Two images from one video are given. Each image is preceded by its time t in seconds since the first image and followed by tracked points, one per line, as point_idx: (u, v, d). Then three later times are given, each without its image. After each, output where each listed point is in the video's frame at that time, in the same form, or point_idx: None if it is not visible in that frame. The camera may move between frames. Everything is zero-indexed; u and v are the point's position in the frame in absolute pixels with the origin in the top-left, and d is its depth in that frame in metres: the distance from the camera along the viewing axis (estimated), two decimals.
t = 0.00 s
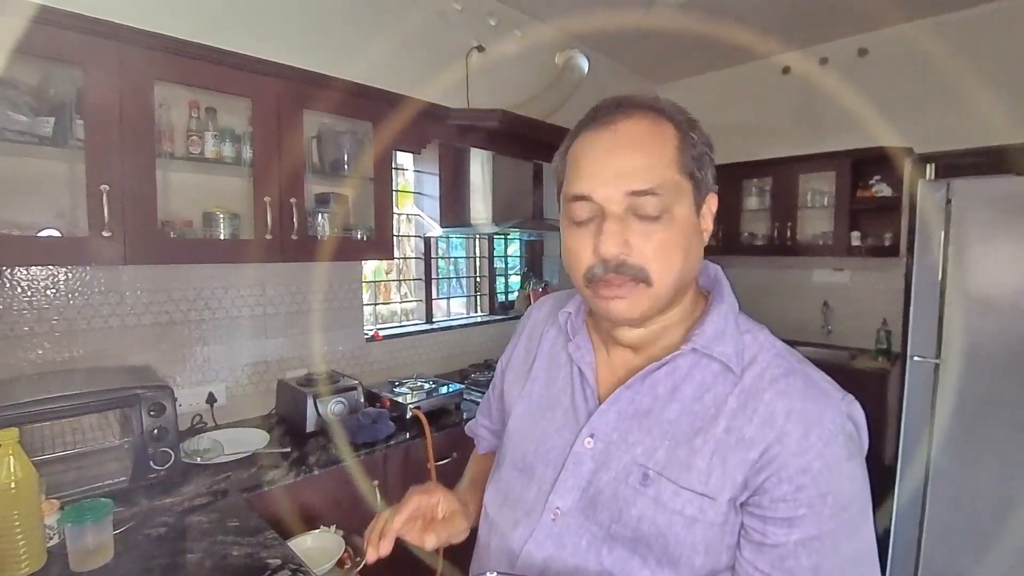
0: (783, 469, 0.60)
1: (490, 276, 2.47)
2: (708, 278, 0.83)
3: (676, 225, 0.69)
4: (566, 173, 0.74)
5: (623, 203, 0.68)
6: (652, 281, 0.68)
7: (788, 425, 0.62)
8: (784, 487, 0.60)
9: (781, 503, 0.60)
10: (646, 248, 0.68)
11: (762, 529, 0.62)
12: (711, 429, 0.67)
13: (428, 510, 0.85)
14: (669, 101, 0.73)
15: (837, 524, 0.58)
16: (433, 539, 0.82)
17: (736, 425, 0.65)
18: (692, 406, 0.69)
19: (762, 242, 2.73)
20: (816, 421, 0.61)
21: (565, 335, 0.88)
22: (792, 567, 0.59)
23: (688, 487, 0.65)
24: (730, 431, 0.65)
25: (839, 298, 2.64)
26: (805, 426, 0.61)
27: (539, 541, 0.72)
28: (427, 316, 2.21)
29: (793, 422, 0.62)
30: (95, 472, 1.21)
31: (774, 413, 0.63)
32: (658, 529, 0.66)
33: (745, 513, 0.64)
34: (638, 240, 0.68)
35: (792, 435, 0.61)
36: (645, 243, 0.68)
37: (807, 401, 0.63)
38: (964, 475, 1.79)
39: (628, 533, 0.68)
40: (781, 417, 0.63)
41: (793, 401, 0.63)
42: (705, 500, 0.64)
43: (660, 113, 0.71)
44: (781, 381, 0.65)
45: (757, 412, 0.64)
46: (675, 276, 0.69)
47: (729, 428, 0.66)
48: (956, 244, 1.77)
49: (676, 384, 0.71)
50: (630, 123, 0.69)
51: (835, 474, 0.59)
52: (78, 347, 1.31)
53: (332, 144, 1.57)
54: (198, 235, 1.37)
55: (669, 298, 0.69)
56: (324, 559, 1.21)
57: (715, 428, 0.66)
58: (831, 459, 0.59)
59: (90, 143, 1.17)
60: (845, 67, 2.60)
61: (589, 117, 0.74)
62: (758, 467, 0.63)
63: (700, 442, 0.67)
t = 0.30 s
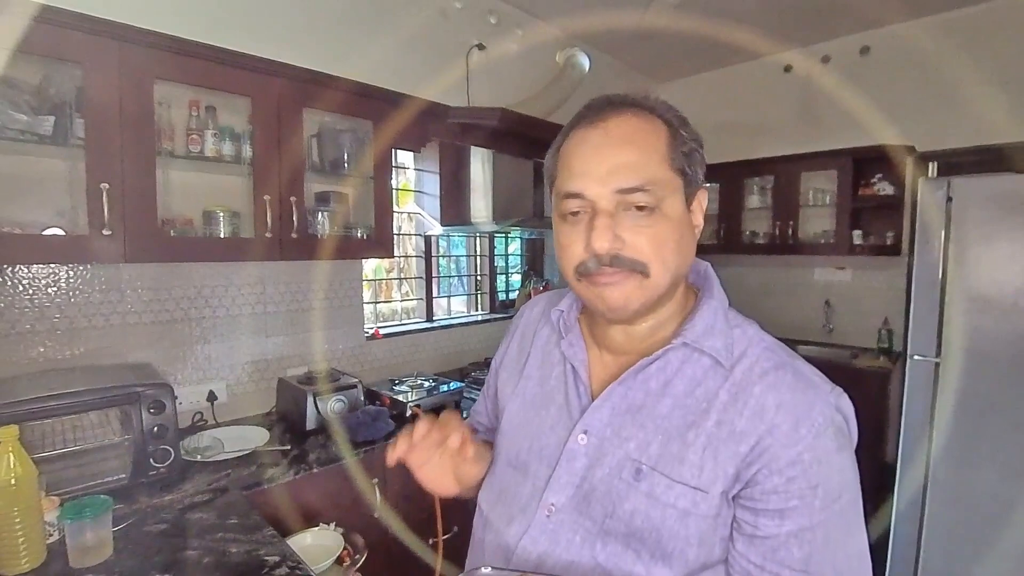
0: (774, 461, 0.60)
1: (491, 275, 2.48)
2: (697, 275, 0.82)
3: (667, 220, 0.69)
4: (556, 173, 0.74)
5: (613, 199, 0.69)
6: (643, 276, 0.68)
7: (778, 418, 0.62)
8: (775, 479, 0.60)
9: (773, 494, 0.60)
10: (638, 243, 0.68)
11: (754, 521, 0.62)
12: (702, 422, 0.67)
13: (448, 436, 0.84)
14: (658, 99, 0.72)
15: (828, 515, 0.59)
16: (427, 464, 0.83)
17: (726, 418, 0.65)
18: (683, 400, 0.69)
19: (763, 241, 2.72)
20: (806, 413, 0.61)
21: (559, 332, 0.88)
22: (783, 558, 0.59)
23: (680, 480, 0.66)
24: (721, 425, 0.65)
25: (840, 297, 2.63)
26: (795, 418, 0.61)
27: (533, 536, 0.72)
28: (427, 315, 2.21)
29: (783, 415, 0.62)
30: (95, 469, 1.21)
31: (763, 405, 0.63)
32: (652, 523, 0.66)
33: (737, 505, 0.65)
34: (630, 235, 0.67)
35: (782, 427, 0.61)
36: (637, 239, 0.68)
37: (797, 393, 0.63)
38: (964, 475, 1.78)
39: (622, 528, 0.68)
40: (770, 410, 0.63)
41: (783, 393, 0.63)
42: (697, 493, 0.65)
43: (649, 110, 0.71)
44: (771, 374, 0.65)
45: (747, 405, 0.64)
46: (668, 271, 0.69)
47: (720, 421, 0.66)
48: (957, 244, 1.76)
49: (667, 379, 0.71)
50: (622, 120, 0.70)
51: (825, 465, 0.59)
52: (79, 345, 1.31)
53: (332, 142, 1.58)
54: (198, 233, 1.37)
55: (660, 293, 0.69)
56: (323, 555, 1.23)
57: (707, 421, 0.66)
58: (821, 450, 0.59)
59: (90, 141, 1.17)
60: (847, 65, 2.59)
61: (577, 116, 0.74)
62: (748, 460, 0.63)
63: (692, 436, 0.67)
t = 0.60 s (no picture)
0: (759, 449, 0.66)
1: (495, 273, 2.54)
2: (688, 272, 0.88)
3: (645, 220, 0.73)
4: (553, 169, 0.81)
5: (595, 197, 0.74)
6: (614, 270, 0.73)
7: (762, 409, 0.67)
8: (761, 467, 0.66)
9: (758, 482, 0.66)
10: (611, 238, 0.73)
11: (740, 507, 0.67)
12: (692, 413, 0.72)
13: (473, 394, 0.89)
14: (652, 107, 0.77)
15: (810, 502, 0.64)
16: (439, 407, 0.88)
17: (714, 409, 0.71)
18: (674, 392, 0.75)
19: (758, 241, 2.76)
20: (791, 404, 0.67)
21: (555, 327, 0.93)
22: (767, 543, 0.64)
23: (670, 468, 0.71)
24: (709, 415, 0.71)
25: (833, 296, 2.68)
26: (780, 409, 0.67)
27: (530, 522, 0.77)
28: (435, 311, 2.28)
29: (768, 406, 0.67)
30: (121, 455, 1.28)
31: (750, 397, 0.69)
32: (643, 508, 0.72)
33: (724, 492, 0.70)
34: (605, 231, 0.73)
35: (767, 418, 0.67)
36: (611, 234, 0.73)
37: (782, 385, 0.68)
38: (950, 469, 1.82)
39: (615, 513, 0.74)
40: (755, 401, 0.68)
41: (768, 385, 0.69)
42: (687, 481, 0.70)
43: (644, 116, 0.76)
44: (757, 367, 0.71)
45: (734, 397, 0.70)
46: (642, 269, 0.74)
47: (708, 412, 0.71)
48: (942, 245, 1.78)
49: (659, 372, 0.77)
50: (612, 123, 0.75)
51: (808, 453, 0.65)
52: (104, 338, 1.38)
53: (343, 145, 1.64)
54: (215, 233, 1.43)
55: (633, 287, 0.74)
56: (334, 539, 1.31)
57: (696, 412, 0.72)
58: (805, 439, 0.65)
59: (113, 146, 1.24)
60: (840, 70, 2.62)
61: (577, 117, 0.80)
62: (735, 448, 0.68)
63: (682, 426, 0.72)
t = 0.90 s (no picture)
0: (754, 437, 0.72)
1: (502, 272, 2.62)
2: (688, 270, 0.95)
3: (671, 213, 0.81)
4: (571, 168, 0.85)
5: (627, 192, 0.80)
6: (650, 259, 0.79)
7: (757, 400, 0.73)
8: (755, 455, 0.72)
9: (753, 468, 0.71)
10: (647, 231, 0.79)
11: (735, 493, 0.73)
12: (691, 404, 0.79)
13: (474, 387, 0.94)
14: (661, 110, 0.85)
15: (803, 488, 0.69)
16: (442, 405, 0.93)
17: (711, 401, 0.78)
18: (673, 384, 0.82)
19: (752, 241, 2.84)
20: (784, 395, 0.72)
21: (561, 322, 1.01)
22: (761, 526, 0.70)
23: (670, 455, 0.78)
24: (707, 406, 0.78)
25: (824, 294, 2.75)
26: (774, 399, 0.73)
27: (537, 505, 0.85)
28: (444, 308, 2.36)
29: (762, 397, 0.73)
30: (151, 441, 1.37)
31: (745, 388, 0.75)
32: (642, 492, 0.80)
33: (720, 479, 0.77)
34: (641, 223, 0.79)
35: (762, 408, 0.73)
36: (645, 226, 0.79)
37: (776, 377, 0.74)
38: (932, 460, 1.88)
39: (617, 497, 0.81)
40: (751, 393, 0.75)
41: (762, 377, 0.75)
42: (685, 467, 0.77)
43: (657, 117, 0.83)
44: (753, 361, 0.77)
45: (730, 389, 0.77)
46: (669, 257, 0.81)
47: (706, 403, 0.78)
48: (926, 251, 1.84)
49: (659, 365, 0.84)
50: (635, 124, 0.81)
51: (800, 443, 0.70)
52: (136, 332, 1.47)
53: (357, 151, 1.73)
54: (238, 234, 1.52)
55: (663, 274, 0.81)
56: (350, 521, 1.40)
57: (694, 403, 0.79)
58: (797, 429, 0.70)
59: (144, 153, 1.33)
60: (831, 79, 2.70)
61: (591, 118, 0.86)
62: (731, 437, 0.75)
63: (681, 415, 0.79)
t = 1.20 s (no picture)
0: (750, 425, 0.79)
1: (508, 270, 2.72)
2: (686, 270, 1.03)
3: (665, 215, 0.87)
4: (577, 171, 0.93)
5: (622, 195, 0.87)
6: (640, 258, 0.86)
7: (753, 391, 0.81)
8: (751, 442, 0.78)
9: (748, 454, 0.78)
10: (637, 231, 0.86)
11: (732, 477, 0.80)
12: (690, 395, 0.87)
13: (487, 379, 1.00)
14: (664, 121, 0.92)
15: (795, 473, 0.76)
16: (452, 392, 0.98)
17: (710, 392, 0.85)
18: (674, 376, 0.89)
19: (746, 241, 2.94)
20: (778, 387, 0.80)
21: (566, 318, 1.09)
22: (755, 507, 0.77)
23: (671, 443, 0.85)
24: (706, 396, 0.85)
25: (813, 292, 2.85)
26: (768, 391, 0.80)
27: (545, 490, 0.91)
28: (454, 304, 2.46)
29: (757, 388, 0.81)
30: (182, 429, 1.47)
31: (742, 380, 0.83)
32: (645, 477, 0.86)
33: (717, 465, 0.84)
34: (633, 224, 0.86)
35: (757, 398, 0.80)
36: (637, 227, 0.86)
37: (771, 371, 0.82)
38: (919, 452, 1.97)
39: (621, 482, 0.88)
40: (747, 384, 0.82)
41: (757, 370, 0.82)
42: (685, 454, 0.84)
43: (658, 126, 0.90)
44: (749, 355, 0.85)
45: (728, 380, 0.84)
46: (659, 257, 0.88)
47: (705, 394, 0.85)
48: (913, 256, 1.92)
49: (660, 359, 0.91)
50: (636, 132, 0.89)
51: (793, 431, 0.77)
52: (166, 327, 1.57)
53: (372, 156, 1.82)
54: (260, 235, 1.61)
55: (653, 272, 0.88)
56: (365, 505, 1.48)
57: (694, 394, 0.86)
58: (790, 418, 0.77)
59: (174, 158, 1.42)
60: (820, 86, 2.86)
61: (597, 126, 0.93)
62: (729, 426, 0.82)
63: (682, 406, 0.86)
